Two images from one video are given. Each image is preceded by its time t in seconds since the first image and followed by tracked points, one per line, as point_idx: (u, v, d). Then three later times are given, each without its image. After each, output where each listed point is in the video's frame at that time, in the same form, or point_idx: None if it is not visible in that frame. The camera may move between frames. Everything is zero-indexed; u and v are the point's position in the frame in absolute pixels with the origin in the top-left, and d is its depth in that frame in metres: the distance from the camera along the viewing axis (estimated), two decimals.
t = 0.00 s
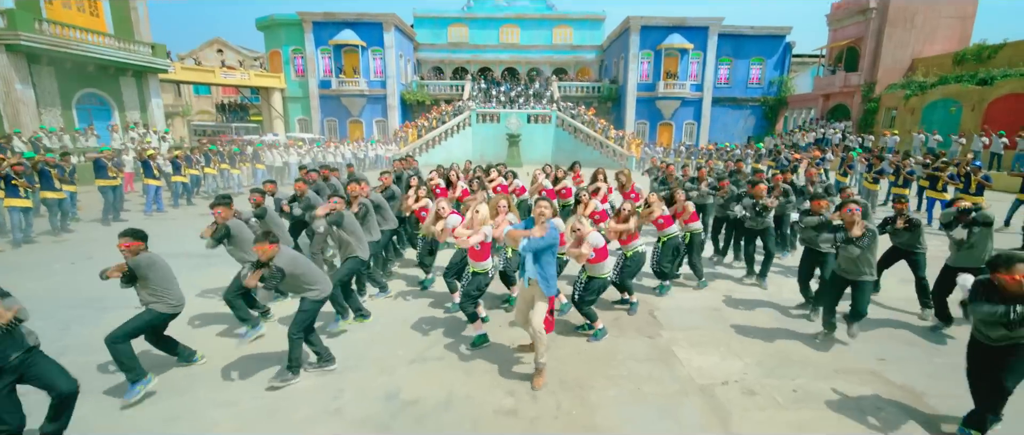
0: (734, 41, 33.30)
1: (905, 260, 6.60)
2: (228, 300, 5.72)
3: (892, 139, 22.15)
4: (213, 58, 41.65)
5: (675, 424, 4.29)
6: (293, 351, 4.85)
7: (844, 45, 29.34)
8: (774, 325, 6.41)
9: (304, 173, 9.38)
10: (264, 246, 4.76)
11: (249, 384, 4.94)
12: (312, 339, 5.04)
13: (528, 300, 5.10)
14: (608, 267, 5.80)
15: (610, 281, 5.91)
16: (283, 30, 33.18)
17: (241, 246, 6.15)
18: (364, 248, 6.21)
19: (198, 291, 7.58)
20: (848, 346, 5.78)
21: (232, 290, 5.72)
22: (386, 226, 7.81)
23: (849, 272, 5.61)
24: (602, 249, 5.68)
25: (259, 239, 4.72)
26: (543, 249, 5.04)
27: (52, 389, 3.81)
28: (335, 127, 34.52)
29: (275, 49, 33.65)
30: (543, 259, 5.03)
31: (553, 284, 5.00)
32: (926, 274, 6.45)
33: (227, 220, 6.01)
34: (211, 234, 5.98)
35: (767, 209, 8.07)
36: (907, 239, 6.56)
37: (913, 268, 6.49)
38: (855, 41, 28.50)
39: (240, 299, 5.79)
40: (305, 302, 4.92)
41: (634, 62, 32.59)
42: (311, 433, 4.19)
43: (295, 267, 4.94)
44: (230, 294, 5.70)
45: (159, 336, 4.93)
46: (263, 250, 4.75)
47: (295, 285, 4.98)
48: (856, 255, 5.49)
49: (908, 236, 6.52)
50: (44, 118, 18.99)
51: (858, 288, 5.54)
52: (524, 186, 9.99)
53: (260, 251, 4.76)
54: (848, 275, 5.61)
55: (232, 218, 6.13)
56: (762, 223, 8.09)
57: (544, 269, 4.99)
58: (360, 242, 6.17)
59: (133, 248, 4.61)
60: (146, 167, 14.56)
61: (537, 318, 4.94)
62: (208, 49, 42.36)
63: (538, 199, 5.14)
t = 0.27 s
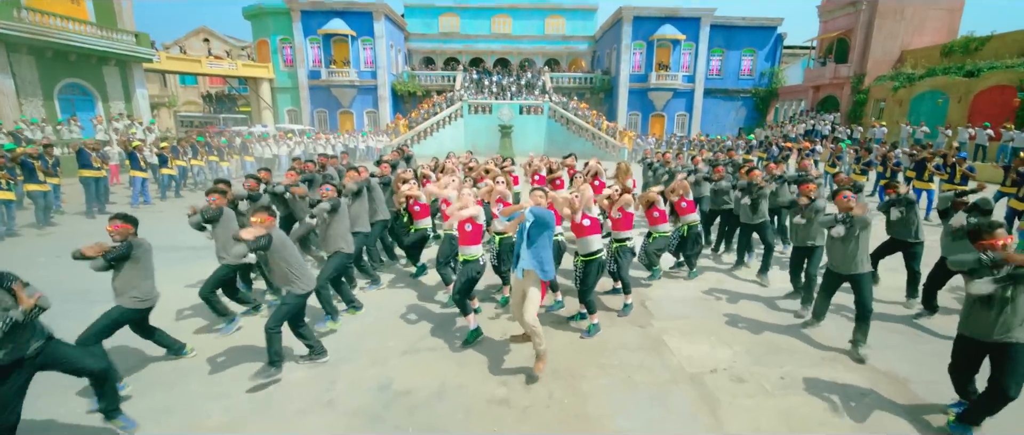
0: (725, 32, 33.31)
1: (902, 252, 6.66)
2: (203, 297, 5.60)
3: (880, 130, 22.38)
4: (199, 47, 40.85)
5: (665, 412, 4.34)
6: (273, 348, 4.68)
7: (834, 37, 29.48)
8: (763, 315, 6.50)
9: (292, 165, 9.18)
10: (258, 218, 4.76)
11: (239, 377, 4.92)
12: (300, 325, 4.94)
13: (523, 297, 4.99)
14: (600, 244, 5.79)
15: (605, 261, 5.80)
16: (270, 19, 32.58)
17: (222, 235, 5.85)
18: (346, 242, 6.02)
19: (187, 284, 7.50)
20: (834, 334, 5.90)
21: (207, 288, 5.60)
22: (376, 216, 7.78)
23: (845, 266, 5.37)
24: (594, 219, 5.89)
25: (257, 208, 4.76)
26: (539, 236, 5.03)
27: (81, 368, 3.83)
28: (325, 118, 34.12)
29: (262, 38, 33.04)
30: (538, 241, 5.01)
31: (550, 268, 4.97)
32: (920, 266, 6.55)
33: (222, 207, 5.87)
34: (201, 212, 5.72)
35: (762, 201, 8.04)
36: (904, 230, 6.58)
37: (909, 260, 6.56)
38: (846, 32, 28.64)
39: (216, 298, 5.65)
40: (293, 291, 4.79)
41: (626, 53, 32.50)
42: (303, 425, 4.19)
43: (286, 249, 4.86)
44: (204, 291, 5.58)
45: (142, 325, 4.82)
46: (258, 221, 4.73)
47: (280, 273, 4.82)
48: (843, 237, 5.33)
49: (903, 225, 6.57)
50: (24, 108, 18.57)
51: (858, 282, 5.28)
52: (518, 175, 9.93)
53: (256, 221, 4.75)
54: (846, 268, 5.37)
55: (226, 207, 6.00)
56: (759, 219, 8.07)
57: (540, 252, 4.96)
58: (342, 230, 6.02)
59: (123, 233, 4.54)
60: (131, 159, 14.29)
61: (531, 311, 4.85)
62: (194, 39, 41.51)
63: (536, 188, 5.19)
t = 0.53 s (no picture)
0: (721, 25, 33.24)
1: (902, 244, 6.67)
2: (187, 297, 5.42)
3: (875, 123, 22.45)
4: (190, 39, 40.31)
5: (660, 402, 4.36)
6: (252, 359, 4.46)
7: (830, 30, 29.47)
8: (758, 306, 6.53)
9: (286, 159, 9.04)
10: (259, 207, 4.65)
11: (234, 369, 4.89)
12: (276, 320, 4.75)
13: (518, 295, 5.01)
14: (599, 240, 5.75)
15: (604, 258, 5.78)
16: (263, 11, 32.16)
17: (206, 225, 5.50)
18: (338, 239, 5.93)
19: (180, 278, 7.45)
20: (826, 323, 5.96)
21: (191, 287, 5.40)
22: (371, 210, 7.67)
23: (845, 259, 5.31)
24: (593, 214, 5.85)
25: (258, 199, 4.68)
26: (537, 229, 5.01)
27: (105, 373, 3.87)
28: (319, 111, 33.85)
29: (255, 30, 32.65)
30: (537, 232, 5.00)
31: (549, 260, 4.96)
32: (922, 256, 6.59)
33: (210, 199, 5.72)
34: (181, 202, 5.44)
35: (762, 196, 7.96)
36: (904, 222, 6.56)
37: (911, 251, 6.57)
38: (841, 25, 28.64)
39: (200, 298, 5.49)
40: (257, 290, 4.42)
41: (622, 46, 32.40)
42: (299, 416, 4.18)
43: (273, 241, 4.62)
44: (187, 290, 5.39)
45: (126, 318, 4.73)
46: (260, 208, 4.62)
47: (259, 265, 4.48)
48: (849, 227, 5.24)
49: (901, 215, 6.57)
50: (12, 101, 18.27)
51: (864, 277, 5.18)
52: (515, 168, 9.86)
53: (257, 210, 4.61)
54: (846, 262, 5.30)
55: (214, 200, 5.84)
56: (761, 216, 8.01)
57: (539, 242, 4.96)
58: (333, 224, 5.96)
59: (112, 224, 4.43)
60: (123, 152, 14.12)
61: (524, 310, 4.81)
62: (185, 31, 40.95)
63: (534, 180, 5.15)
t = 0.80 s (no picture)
0: (715, 18, 33.19)
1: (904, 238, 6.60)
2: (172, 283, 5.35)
3: (866, 116, 22.58)
4: (178, 31, 39.64)
5: (653, 389, 4.37)
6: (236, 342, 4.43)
7: (822, 23, 29.54)
8: (751, 295, 6.55)
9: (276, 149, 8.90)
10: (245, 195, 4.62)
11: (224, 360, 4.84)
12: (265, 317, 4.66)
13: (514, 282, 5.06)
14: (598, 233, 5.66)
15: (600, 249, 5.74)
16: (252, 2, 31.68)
17: (194, 217, 5.49)
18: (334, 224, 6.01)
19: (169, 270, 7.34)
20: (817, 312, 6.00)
21: (176, 273, 5.34)
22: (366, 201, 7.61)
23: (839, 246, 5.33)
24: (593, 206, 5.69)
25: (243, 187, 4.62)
26: (534, 220, 4.96)
27: (128, 333, 4.04)
28: (310, 104, 33.48)
29: (244, 22, 32.14)
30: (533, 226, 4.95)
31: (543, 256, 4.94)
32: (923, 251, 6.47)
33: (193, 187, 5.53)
34: (171, 194, 5.42)
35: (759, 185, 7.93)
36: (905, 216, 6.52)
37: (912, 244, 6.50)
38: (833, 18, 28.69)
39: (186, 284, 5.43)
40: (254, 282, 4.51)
41: (616, 39, 32.30)
42: (291, 406, 4.15)
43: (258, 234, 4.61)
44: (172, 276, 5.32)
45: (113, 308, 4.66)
46: (242, 201, 4.51)
47: (255, 256, 4.54)
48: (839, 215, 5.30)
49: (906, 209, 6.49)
50: None
51: (849, 260, 5.27)
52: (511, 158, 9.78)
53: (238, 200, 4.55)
54: (839, 249, 5.33)
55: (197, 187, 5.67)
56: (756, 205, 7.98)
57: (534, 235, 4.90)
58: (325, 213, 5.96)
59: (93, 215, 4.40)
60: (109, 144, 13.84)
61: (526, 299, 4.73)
62: (173, 22, 40.25)
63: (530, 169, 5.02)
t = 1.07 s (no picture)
0: (713, 14, 33.14)
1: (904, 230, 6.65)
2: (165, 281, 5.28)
3: (863, 112, 22.61)
4: (174, 27, 39.36)
5: (651, 381, 4.34)
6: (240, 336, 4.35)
7: (820, 20, 29.50)
8: (750, 290, 6.52)
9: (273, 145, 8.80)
10: (236, 187, 4.32)
11: (217, 354, 4.78)
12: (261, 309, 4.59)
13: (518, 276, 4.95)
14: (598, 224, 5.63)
15: (602, 240, 5.67)
16: None
17: (179, 208, 5.33)
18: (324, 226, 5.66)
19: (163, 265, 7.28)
20: (816, 305, 5.97)
21: (167, 272, 5.28)
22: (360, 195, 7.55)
23: (846, 243, 5.27)
24: (592, 195, 5.70)
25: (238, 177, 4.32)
26: (536, 212, 4.84)
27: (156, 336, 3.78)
28: (307, 101, 33.32)
29: (240, 18, 31.93)
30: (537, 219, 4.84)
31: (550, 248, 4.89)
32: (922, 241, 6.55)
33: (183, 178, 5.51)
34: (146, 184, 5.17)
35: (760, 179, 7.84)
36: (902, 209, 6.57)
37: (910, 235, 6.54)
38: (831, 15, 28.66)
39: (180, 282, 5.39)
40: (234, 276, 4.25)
41: (614, 35, 32.25)
42: (285, 398, 4.10)
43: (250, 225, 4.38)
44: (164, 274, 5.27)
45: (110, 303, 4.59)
46: (235, 189, 4.29)
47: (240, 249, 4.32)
48: (852, 211, 5.18)
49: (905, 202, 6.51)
50: None
51: (860, 259, 5.21)
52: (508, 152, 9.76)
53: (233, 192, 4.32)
54: (846, 246, 5.28)
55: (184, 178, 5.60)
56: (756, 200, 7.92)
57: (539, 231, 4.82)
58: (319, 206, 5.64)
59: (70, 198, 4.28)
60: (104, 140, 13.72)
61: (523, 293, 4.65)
62: (168, 18, 39.95)
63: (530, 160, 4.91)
